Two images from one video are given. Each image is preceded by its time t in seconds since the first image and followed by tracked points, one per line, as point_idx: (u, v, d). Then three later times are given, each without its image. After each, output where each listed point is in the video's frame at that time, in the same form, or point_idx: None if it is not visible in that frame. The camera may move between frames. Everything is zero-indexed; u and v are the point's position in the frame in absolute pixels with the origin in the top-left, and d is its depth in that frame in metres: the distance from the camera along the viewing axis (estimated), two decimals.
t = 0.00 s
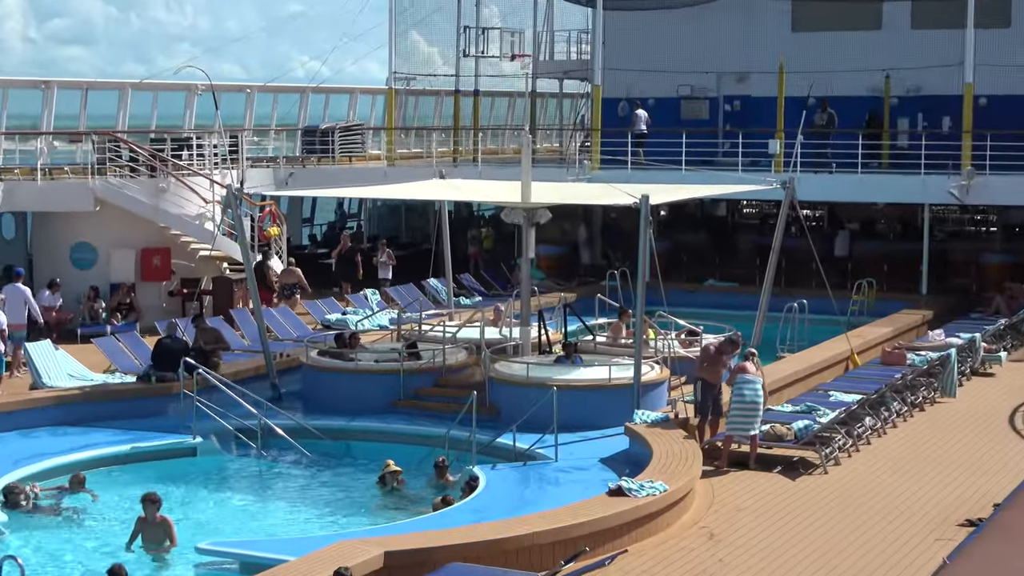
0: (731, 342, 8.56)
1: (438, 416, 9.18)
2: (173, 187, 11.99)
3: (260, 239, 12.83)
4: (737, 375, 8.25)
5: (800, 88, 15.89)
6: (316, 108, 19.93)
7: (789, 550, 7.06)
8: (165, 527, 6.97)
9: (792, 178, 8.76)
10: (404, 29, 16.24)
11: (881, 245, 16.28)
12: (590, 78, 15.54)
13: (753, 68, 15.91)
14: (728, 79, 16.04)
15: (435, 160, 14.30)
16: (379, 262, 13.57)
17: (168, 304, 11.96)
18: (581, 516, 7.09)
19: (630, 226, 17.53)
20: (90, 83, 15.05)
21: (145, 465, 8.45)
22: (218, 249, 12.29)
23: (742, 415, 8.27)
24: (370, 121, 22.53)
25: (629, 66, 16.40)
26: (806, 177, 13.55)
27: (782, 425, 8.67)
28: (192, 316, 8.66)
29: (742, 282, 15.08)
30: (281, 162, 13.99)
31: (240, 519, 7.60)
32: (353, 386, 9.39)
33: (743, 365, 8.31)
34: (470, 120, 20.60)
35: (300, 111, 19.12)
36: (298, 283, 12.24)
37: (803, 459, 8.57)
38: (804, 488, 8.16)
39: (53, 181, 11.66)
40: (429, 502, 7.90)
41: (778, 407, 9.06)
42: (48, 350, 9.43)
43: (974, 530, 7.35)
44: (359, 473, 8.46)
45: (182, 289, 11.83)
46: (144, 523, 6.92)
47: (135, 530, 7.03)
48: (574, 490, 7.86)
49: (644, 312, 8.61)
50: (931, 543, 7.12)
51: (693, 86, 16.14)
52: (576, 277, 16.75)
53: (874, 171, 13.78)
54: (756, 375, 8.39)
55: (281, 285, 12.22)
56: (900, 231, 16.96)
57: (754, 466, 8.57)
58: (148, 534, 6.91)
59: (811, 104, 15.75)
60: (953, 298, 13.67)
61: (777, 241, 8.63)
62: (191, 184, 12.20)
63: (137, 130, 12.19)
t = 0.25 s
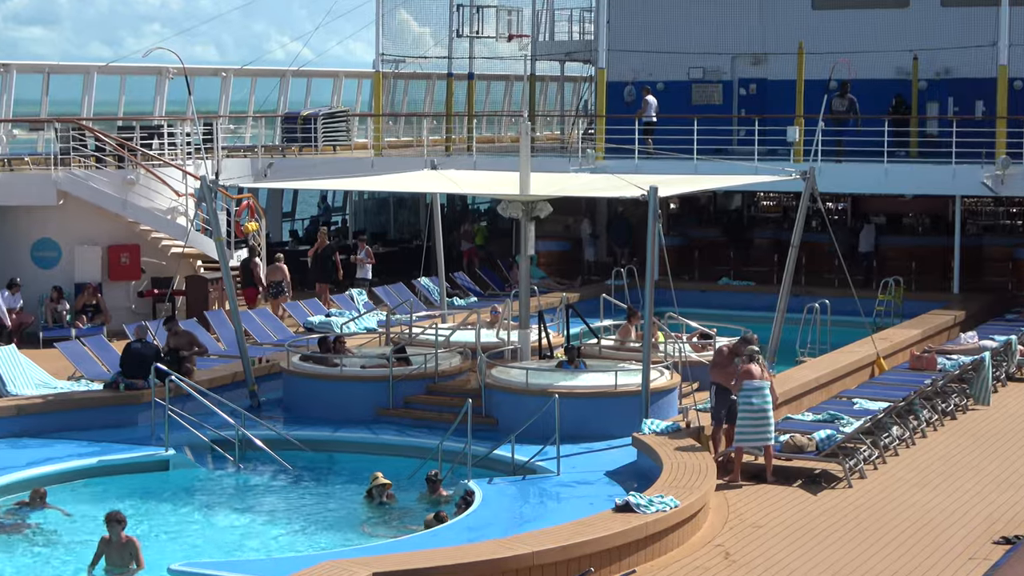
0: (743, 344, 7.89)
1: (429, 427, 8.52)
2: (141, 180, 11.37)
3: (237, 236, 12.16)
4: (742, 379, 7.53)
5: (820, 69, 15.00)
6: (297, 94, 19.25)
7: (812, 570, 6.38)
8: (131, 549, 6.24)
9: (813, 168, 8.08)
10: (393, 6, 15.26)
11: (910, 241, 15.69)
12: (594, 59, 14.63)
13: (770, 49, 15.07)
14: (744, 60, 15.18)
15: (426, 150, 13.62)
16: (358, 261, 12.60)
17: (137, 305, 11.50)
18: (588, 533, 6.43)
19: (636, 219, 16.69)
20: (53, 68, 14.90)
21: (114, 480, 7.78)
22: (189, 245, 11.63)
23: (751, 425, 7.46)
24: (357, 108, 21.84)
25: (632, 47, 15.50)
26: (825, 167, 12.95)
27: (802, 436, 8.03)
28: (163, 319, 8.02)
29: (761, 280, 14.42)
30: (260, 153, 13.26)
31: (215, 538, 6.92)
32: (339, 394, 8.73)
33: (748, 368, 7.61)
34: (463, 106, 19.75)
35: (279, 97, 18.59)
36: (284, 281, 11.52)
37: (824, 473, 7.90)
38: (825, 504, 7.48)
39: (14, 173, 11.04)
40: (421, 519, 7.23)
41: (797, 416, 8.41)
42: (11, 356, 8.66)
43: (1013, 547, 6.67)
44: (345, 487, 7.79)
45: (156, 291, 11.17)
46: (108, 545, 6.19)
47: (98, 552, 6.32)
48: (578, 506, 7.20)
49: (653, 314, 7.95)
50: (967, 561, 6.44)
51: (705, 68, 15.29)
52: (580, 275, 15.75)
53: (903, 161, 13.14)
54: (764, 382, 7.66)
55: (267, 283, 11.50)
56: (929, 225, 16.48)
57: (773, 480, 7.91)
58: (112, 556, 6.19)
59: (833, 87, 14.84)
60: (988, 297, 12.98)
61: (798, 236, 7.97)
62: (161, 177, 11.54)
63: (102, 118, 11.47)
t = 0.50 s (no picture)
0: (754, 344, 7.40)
1: (425, 435, 8.00)
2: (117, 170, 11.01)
3: (220, 229, 11.74)
4: (748, 385, 7.09)
5: (844, 52, 14.46)
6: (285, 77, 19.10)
7: None
8: (100, 567, 5.67)
9: (836, 157, 7.56)
10: None
11: (938, 235, 15.02)
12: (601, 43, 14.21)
13: (790, 31, 14.51)
14: (762, 43, 14.57)
15: (421, 139, 13.20)
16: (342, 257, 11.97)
17: (112, 305, 11.18)
18: (596, 549, 5.90)
19: (648, 214, 16.25)
20: (23, 51, 14.85)
21: (87, 491, 7.26)
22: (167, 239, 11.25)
23: (756, 433, 7.08)
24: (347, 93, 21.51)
25: (641, 30, 14.94)
26: (848, 157, 12.45)
27: (824, 445, 7.47)
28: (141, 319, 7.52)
29: (779, 279, 14.09)
30: (244, 143, 12.76)
31: (193, 554, 6.39)
32: (328, 400, 8.21)
33: (757, 372, 7.13)
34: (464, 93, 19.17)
35: (265, 81, 18.55)
36: (278, 280, 11.04)
37: (847, 485, 7.36)
38: (848, 518, 6.93)
39: None
40: (415, 534, 6.70)
41: (819, 424, 7.88)
42: None
43: None
44: (335, 500, 7.25)
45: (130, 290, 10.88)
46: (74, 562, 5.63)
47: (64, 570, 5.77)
48: (584, 521, 6.67)
49: (665, 314, 7.42)
50: None
51: (720, 52, 14.71)
52: (587, 272, 15.56)
53: (930, 151, 12.63)
54: (773, 385, 7.19)
55: (260, 281, 11.01)
56: (959, 220, 15.83)
57: (794, 492, 7.36)
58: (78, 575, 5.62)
59: (857, 72, 14.23)
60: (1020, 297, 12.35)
61: (820, 230, 7.46)
62: (137, 167, 11.19)
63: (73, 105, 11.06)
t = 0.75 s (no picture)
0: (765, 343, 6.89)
1: (420, 441, 7.51)
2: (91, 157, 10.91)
3: (200, 220, 11.63)
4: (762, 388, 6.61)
5: (869, 33, 13.87)
6: (269, 58, 18.90)
7: None
8: None
9: (858, 146, 7.06)
10: None
11: (969, 229, 14.53)
12: (608, 22, 13.65)
13: (811, 9, 13.89)
14: (781, 23, 14.00)
15: (415, 126, 12.69)
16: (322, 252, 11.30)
17: (84, 300, 10.83)
18: (605, 563, 5.41)
19: (659, 204, 15.72)
20: None
21: (59, 499, 6.77)
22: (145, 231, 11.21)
23: (766, 438, 6.65)
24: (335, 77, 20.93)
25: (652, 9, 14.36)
26: (873, 145, 11.96)
27: (845, 453, 6.99)
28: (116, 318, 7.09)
29: (797, 275, 13.61)
30: (223, 127, 12.33)
31: (168, 567, 5.91)
32: (317, 403, 7.72)
33: (772, 376, 6.65)
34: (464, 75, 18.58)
35: (248, 62, 17.98)
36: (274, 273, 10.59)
37: (871, 496, 6.86)
38: (872, 530, 6.43)
39: None
40: (409, 547, 6.20)
41: (839, 430, 7.40)
42: None
43: None
44: (323, 510, 6.76)
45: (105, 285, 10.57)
46: None
47: None
48: (590, 533, 6.18)
49: (675, 312, 6.94)
50: None
51: (736, 32, 14.14)
52: (592, 267, 15.10)
53: (959, 139, 12.14)
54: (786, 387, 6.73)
55: (254, 274, 10.57)
56: (991, 212, 15.31)
57: (813, 503, 6.87)
58: None
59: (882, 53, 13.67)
60: None
61: (838, 226, 6.95)
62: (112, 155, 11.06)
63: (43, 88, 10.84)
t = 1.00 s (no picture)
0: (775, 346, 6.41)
1: (410, 451, 7.05)
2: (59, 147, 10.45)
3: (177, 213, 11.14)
4: (779, 396, 6.12)
5: (896, 15, 13.33)
6: (251, 40, 18.30)
7: None
8: None
9: (881, 136, 6.57)
10: None
11: (1001, 227, 14.19)
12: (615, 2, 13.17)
13: None
14: (799, 4, 13.47)
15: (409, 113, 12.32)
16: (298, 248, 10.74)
17: (51, 299, 10.62)
18: None
19: (666, 199, 15.29)
20: None
21: (21, 512, 6.30)
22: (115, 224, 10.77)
23: (780, 449, 6.17)
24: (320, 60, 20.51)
25: None
26: (897, 135, 11.49)
27: (867, 465, 6.51)
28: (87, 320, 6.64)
29: (815, 274, 13.06)
30: (203, 115, 11.86)
31: None
32: (302, 409, 7.26)
33: (788, 383, 6.16)
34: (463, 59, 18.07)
35: (228, 44, 17.55)
36: (266, 269, 10.07)
37: (893, 511, 6.39)
38: (896, 548, 5.95)
39: None
40: (397, 565, 5.74)
41: (860, 441, 6.94)
42: None
43: None
44: (307, 523, 6.28)
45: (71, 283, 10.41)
46: None
47: None
48: (593, 550, 5.71)
49: (684, 314, 6.46)
50: None
51: (751, 14, 13.67)
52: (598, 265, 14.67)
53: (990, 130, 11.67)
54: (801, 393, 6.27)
55: (244, 272, 10.07)
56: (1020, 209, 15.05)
57: (831, 519, 6.41)
58: None
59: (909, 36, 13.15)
60: None
61: (862, 220, 6.49)
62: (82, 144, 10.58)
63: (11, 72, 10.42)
